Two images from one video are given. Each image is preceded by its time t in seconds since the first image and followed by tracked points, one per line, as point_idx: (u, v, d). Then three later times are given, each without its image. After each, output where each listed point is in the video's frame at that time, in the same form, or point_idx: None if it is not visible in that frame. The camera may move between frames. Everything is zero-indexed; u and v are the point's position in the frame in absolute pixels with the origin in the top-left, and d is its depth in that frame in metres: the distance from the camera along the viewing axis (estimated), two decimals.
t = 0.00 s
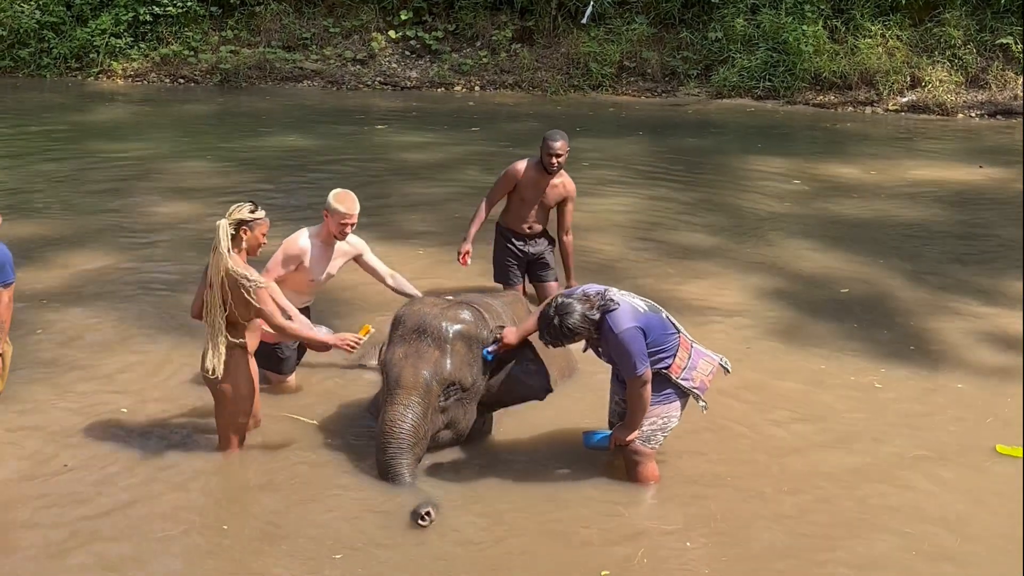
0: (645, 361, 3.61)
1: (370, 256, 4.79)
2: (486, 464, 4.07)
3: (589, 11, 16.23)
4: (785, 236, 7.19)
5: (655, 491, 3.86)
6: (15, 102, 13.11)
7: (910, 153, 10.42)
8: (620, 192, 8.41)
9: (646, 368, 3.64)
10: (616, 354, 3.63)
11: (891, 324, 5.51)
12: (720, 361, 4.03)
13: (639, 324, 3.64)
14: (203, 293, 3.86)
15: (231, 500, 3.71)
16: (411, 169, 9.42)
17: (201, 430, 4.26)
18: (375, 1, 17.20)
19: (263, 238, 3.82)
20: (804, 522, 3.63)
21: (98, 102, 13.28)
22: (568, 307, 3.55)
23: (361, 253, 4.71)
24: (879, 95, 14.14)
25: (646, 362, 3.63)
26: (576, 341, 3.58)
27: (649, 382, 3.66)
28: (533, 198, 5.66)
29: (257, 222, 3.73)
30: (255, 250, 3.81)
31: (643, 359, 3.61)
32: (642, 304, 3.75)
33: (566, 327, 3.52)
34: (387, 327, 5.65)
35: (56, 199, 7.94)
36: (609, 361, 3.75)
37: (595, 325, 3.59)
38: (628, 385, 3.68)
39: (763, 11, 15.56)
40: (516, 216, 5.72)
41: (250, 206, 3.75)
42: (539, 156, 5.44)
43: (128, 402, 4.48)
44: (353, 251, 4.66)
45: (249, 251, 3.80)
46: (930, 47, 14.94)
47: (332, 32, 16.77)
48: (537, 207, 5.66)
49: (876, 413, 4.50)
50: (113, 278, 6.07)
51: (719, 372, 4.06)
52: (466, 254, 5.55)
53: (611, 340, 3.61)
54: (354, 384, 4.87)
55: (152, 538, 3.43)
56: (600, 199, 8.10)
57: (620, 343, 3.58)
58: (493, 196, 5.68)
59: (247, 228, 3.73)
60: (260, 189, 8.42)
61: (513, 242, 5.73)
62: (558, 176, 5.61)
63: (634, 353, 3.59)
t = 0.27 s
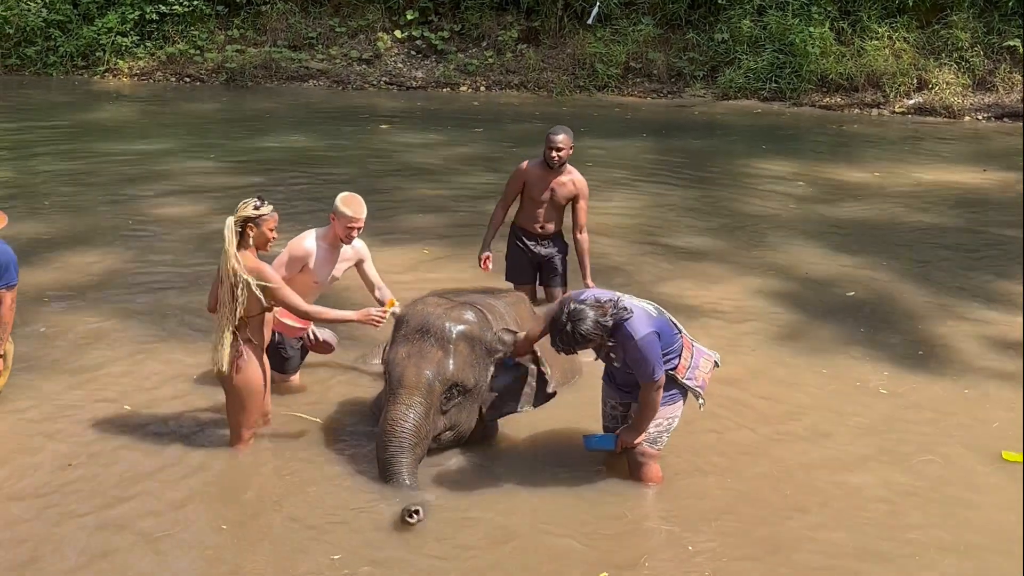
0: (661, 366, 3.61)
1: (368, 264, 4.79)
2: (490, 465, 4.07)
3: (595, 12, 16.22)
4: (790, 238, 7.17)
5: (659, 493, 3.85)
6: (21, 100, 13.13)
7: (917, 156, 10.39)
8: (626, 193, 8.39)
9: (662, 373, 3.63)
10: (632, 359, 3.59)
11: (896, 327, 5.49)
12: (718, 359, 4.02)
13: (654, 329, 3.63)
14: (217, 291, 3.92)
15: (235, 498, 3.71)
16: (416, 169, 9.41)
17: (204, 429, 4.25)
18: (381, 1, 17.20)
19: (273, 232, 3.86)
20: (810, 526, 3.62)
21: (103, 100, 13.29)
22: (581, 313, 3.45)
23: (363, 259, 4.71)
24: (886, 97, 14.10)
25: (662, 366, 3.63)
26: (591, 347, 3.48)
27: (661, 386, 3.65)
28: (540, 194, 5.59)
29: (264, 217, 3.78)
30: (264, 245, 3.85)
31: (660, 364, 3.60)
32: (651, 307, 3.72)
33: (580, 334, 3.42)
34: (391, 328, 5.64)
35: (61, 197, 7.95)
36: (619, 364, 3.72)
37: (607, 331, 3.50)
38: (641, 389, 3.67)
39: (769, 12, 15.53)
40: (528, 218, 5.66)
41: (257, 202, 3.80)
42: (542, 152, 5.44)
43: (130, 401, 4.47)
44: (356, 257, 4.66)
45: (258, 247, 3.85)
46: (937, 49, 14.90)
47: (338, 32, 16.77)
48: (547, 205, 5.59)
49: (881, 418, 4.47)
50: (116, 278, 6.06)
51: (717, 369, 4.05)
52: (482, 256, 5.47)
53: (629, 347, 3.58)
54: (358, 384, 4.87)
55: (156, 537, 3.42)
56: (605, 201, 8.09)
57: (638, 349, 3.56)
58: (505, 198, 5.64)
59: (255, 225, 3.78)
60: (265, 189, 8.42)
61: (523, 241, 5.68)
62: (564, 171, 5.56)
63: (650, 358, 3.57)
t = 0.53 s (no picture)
0: (665, 371, 3.58)
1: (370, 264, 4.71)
2: (491, 469, 4.04)
3: (604, 13, 16.19)
4: (797, 242, 7.12)
5: (660, 498, 3.82)
6: (29, 98, 13.16)
7: (925, 159, 10.33)
8: (632, 195, 8.36)
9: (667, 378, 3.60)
10: (635, 364, 3.57)
11: (903, 332, 5.45)
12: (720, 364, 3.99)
13: (660, 335, 3.60)
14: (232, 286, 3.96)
15: (234, 498, 3.68)
16: (422, 169, 9.39)
17: (204, 428, 4.23)
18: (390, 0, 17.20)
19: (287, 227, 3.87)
20: (813, 532, 3.58)
21: (111, 99, 13.31)
22: (587, 319, 3.45)
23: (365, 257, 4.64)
24: (895, 100, 14.04)
25: (666, 371, 3.60)
26: (598, 351, 3.48)
27: (664, 391, 3.62)
28: (560, 196, 5.45)
29: (277, 214, 3.79)
30: (280, 241, 3.88)
31: (664, 369, 3.57)
32: (655, 311, 3.70)
33: (588, 339, 3.41)
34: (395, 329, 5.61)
35: (67, 195, 7.95)
36: (622, 369, 3.70)
37: (615, 337, 3.50)
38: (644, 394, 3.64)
39: (779, 14, 15.48)
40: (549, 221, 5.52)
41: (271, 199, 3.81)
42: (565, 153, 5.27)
43: (131, 400, 4.44)
44: (356, 254, 4.59)
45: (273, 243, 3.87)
46: (948, 52, 14.83)
47: (347, 31, 16.78)
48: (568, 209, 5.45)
49: (888, 424, 4.42)
50: (121, 276, 6.05)
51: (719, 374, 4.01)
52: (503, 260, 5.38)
53: (634, 351, 3.55)
54: (359, 386, 4.84)
55: (153, 536, 3.40)
56: (611, 203, 8.05)
57: (643, 355, 3.53)
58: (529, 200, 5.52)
59: (269, 222, 3.79)
60: (270, 188, 8.41)
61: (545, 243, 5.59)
62: (586, 173, 5.39)
63: (656, 364, 3.54)
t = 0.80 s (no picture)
0: (659, 372, 3.55)
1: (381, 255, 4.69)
2: (492, 470, 4.02)
3: (611, 12, 16.16)
4: (803, 243, 7.09)
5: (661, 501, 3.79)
6: (37, 95, 13.19)
7: (933, 161, 10.27)
8: (638, 195, 8.33)
9: (660, 379, 3.57)
10: (629, 364, 3.55)
11: (909, 335, 5.41)
12: (727, 369, 3.93)
13: (652, 335, 3.58)
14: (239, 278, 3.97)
15: (232, 496, 3.67)
16: (427, 168, 9.37)
17: (204, 427, 4.21)
18: None
19: (299, 224, 3.88)
20: (816, 536, 3.55)
21: (119, 96, 13.33)
22: (579, 318, 3.47)
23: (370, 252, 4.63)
24: (904, 101, 13.98)
25: (660, 373, 3.57)
26: (588, 352, 3.50)
27: (661, 393, 3.59)
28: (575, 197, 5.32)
29: (292, 211, 3.81)
30: (291, 236, 3.89)
31: (658, 369, 3.54)
32: (652, 312, 3.69)
33: (578, 338, 3.44)
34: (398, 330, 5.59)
35: (72, 193, 7.95)
36: (620, 370, 3.68)
37: (606, 337, 3.49)
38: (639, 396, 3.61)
39: (787, 14, 15.42)
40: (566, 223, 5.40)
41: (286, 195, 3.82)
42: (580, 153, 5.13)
43: (132, 399, 4.42)
44: (360, 250, 4.58)
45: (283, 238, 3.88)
46: (957, 53, 14.76)
47: (354, 29, 16.78)
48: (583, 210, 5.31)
49: (895, 428, 4.38)
50: (124, 275, 6.04)
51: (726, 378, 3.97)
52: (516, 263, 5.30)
53: (626, 351, 3.54)
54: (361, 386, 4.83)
55: (151, 534, 3.38)
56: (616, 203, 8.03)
57: (635, 354, 3.51)
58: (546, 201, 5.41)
59: (282, 216, 3.80)
60: (275, 186, 8.40)
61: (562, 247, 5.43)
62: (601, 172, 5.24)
63: (648, 365, 3.52)
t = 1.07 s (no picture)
0: (657, 372, 3.52)
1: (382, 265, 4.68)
2: (491, 472, 3.99)
3: (614, 11, 16.13)
4: (805, 244, 7.05)
5: (660, 504, 3.76)
6: (39, 93, 13.17)
7: (936, 161, 10.24)
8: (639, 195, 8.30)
9: (658, 380, 3.54)
10: (626, 364, 3.52)
11: (912, 337, 5.37)
12: (729, 372, 3.91)
13: (650, 335, 3.55)
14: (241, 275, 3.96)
15: (228, 496, 3.64)
16: (428, 168, 9.35)
17: (201, 427, 4.19)
18: None
19: (308, 232, 3.89)
20: (818, 541, 3.52)
21: (121, 94, 13.31)
22: (576, 315, 3.47)
23: (371, 259, 4.62)
24: (908, 102, 13.94)
25: (658, 373, 3.54)
26: (585, 349, 3.49)
27: (658, 395, 3.56)
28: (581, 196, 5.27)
29: (308, 216, 3.81)
30: (298, 241, 3.88)
31: (655, 370, 3.51)
32: (651, 313, 3.65)
33: (573, 336, 3.44)
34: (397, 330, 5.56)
35: (72, 192, 7.93)
36: (618, 369, 3.65)
37: (604, 335, 3.49)
38: (637, 398, 3.58)
39: (791, 14, 15.38)
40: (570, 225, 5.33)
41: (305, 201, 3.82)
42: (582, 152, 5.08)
43: (130, 400, 4.39)
44: (360, 257, 4.57)
45: (292, 242, 3.88)
46: (961, 53, 14.71)
47: (356, 28, 16.76)
48: (589, 210, 5.24)
49: (899, 430, 4.34)
50: (124, 275, 6.01)
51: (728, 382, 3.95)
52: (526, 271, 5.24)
53: (623, 350, 3.51)
54: (358, 388, 4.80)
55: (146, 534, 3.36)
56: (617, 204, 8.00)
57: (632, 353, 3.48)
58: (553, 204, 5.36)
59: (296, 220, 3.80)
60: (276, 186, 8.38)
61: (570, 249, 5.35)
62: (603, 169, 5.21)
63: (644, 364, 3.49)
